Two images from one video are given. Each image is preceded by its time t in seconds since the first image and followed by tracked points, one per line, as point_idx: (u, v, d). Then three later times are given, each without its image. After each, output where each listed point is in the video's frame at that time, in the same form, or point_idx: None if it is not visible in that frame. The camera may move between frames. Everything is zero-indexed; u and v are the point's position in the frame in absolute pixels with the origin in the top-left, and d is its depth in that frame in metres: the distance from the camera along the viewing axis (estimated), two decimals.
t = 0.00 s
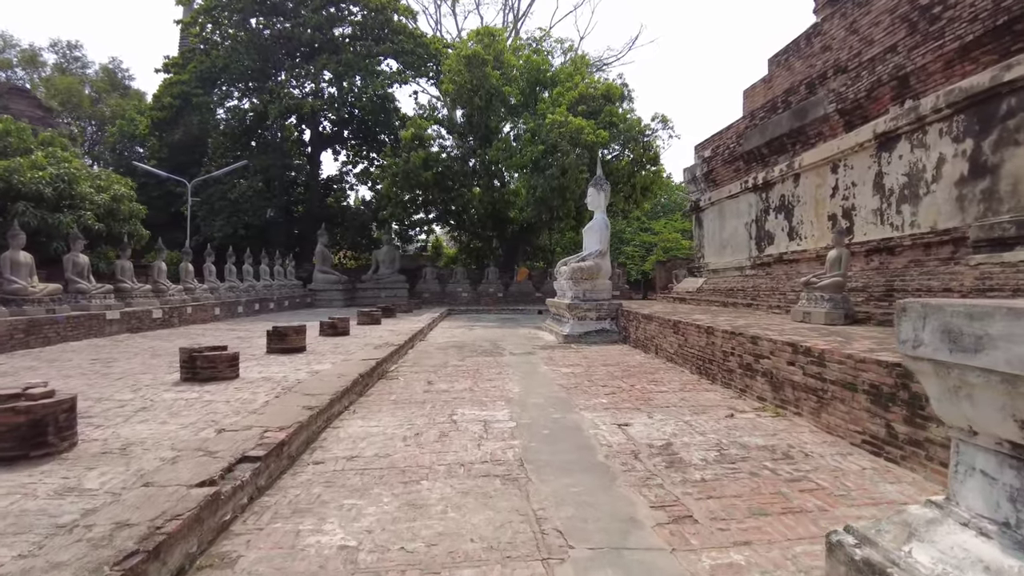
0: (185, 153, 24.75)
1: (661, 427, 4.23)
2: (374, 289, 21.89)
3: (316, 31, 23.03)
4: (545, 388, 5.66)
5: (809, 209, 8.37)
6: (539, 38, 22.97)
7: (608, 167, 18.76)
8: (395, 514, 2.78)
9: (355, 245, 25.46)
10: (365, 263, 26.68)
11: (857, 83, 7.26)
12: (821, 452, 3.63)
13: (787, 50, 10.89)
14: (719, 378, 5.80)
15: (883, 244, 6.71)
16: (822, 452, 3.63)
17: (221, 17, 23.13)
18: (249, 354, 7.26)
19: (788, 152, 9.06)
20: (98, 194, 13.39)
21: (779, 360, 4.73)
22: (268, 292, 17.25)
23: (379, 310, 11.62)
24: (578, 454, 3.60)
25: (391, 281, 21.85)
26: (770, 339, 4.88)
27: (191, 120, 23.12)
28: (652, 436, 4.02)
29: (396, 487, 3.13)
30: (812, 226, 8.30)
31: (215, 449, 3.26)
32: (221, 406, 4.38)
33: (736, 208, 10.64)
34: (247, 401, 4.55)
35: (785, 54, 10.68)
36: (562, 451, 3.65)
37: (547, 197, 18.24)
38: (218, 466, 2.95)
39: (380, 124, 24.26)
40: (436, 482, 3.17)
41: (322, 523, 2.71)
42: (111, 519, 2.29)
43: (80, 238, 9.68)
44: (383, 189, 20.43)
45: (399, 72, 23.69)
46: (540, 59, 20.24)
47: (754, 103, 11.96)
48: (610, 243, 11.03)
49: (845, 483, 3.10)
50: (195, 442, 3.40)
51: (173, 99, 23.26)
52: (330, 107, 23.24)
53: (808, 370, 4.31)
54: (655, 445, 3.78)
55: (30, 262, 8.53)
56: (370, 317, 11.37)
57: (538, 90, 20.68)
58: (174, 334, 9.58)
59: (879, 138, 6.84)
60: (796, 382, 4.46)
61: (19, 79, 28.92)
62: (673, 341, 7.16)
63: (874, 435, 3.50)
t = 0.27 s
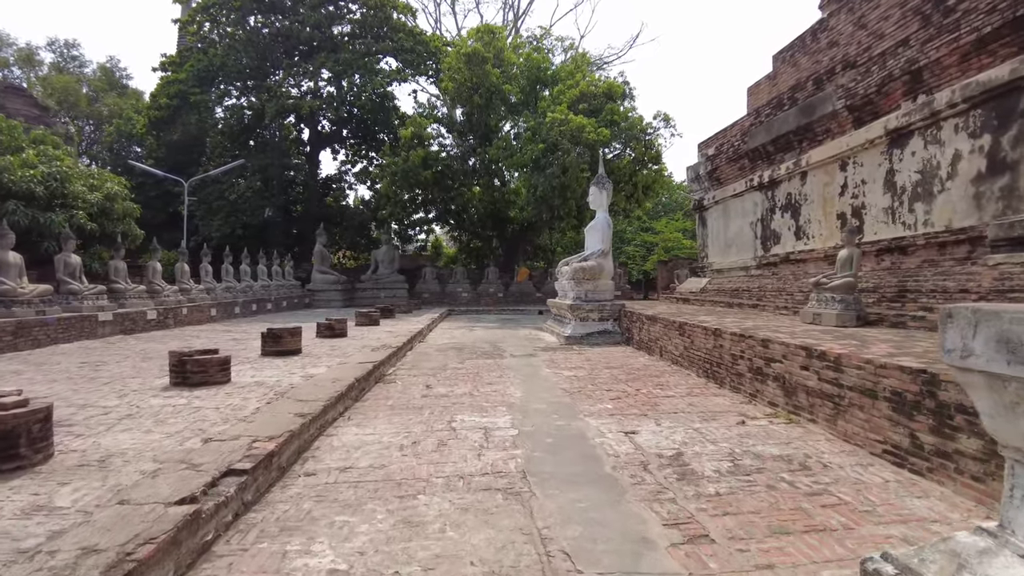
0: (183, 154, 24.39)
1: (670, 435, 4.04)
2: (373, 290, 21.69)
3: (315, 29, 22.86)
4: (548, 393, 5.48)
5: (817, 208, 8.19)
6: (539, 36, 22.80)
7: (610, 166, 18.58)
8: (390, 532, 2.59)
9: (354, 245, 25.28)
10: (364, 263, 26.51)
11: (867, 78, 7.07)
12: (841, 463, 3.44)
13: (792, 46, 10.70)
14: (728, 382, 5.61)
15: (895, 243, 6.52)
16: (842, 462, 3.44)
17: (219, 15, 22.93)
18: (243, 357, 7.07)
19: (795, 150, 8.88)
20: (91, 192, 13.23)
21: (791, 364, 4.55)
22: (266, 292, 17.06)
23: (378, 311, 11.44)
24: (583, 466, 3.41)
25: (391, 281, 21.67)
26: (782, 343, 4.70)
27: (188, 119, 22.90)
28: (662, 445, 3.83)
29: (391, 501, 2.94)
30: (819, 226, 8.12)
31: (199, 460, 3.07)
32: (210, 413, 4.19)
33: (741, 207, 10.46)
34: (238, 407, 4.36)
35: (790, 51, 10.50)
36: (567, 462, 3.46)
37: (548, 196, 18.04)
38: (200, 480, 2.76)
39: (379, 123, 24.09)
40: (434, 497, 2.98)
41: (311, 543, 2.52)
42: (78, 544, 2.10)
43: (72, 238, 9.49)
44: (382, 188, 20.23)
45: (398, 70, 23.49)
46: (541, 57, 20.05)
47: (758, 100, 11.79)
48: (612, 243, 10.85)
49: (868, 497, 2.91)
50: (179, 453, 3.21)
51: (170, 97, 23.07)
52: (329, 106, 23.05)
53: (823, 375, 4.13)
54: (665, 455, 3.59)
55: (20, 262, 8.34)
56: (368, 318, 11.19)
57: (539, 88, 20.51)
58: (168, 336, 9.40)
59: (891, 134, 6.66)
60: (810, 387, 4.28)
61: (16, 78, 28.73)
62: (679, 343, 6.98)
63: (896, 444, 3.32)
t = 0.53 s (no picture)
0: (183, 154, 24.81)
1: (682, 441, 3.85)
2: (372, 289, 21.49)
3: (314, 27, 22.71)
4: (552, 396, 5.29)
5: (826, 205, 8.00)
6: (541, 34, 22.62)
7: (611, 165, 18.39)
8: (387, 549, 2.40)
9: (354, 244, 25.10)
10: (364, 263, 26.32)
11: (879, 72, 6.88)
12: (865, 471, 3.25)
13: (799, 41, 10.51)
14: (739, 384, 5.43)
15: (909, 241, 6.33)
16: (867, 470, 3.25)
17: (218, 13, 22.74)
18: (238, 358, 6.87)
19: (803, 146, 8.70)
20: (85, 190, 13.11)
21: (807, 365, 4.36)
22: (264, 292, 16.87)
23: (377, 311, 11.25)
24: (592, 474, 3.22)
25: (390, 281, 21.46)
26: (797, 343, 4.51)
27: (186, 117, 22.72)
28: (674, 452, 3.63)
29: (389, 514, 2.75)
30: (829, 223, 7.93)
31: (184, 469, 2.87)
32: (199, 417, 3.99)
33: (747, 204, 10.27)
34: (229, 411, 4.17)
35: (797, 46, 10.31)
36: (575, 471, 3.27)
37: (549, 195, 17.84)
38: (183, 491, 2.57)
39: (379, 122, 23.92)
40: (434, 509, 2.79)
41: (301, 561, 2.33)
42: (41, 566, 1.90)
43: (64, 236, 9.30)
44: (381, 187, 20.04)
45: (398, 68, 23.29)
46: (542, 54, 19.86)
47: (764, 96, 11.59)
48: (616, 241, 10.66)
49: (899, 509, 2.72)
50: (163, 460, 3.02)
51: (168, 95, 22.88)
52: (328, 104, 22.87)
53: (841, 378, 3.95)
54: (678, 463, 3.40)
55: (10, 261, 8.17)
56: (367, 317, 11.00)
57: (541, 86, 20.31)
58: (163, 336, 9.21)
59: (904, 129, 6.47)
60: (827, 391, 4.09)
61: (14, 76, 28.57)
62: (686, 344, 6.80)
63: (924, 452, 3.13)
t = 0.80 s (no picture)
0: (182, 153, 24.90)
1: (695, 452, 3.67)
2: (372, 290, 21.30)
3: (314, 25, 22.54)
4: (557, 401, 5.11)
5: (836, 205, 7.81)
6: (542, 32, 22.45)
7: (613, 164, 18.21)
8: None
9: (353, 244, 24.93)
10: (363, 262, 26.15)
11: (892, 68, 6.69)
12: (891, 485, 3.06)
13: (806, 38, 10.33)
14: (750, 390, 5.25)
15: (924, 242, 6.15)
16: (893, 485, 3.06)
17: (217, 11, 22.56)
18: (233, 362, 6.70)
19: (812, 145, 8.51)
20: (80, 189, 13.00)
21: (824, 372, 4.18)
22: (262, 292, 16.69)
23: (376, 312, 11.09)
24: (603, 490, 3.05)
25: (390, 281, 21.27)
26: (811, 349, 4.34)
27: (184, 115, 22.53)
28: (688, 465, 3.45)
29: (386, 535, 2.56)
30: (839, 224, 7.75)
31: (168, 484, 2.69)
32: (189, 426, 3.81)
33: (754, 204, 10.10)
34: (220, 419, 3.99)
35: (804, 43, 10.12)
36: (585, 486, 3.09)
37: (551, 194, 17.65)
38: (165, 511, 2.39)
39: (379, 121, 23.75)
40: (436, 528, 2.61)
41: None
42: None
43: (57, 235, 9.11)
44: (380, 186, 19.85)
45: (398, 67, 23.11)
46: (544, 53, 19.81)
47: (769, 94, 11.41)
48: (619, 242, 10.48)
49: (934, 529, 2.54)
50: (147, 474, 2.84)
51: (166, 93, 22.68)
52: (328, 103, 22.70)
53: (861, 385, 3.76)
54: (693, 478, 3.22)
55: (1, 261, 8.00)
56: (366, 319, 10.83)
57: (542, 85, 20.13)
58: (158, 338, 9.04)
59: (919, 126, 6.28)
60: (846, 399, 3.91)
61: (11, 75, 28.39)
62: (694, 347, 6.63)
63: (956, 465, 2.95)
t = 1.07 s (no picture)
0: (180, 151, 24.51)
1: (708, 460, 3.48)
2: (372, 289, 21.12)
3: (313, 21, 22.33)
4: (561, 404, 4.93)
5: (846, 201, 7.62)
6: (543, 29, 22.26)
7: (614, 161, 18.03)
8: None
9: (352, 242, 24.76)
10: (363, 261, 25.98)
11: (906, 60, 6.49)
12: (921, 496, 2.87)
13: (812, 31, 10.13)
14: (762, 392, 5.06)
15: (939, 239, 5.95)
16: (923, 495, 2.87)
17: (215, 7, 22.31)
18: (226, 363, 6.51)
19: (820, 140, 8.32)
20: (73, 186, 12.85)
21: (842, 374, 3.99)
22: (260, 291, 16.48)
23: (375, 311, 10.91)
24: (614, 502, 2.86)
25: (390, 280, 21.06)
26: (827, 350, 4.15)
27: (181, 113, 22.30)
28: (701, 474, 3.26)
29: (381, 552, 2.38)
30: (848, 221, 7.57)
31: (146, 497, 2.50)
32: (176, 432, 3.63)
33: (760, 201, 9.92)
34: (209, 424, 3.79)
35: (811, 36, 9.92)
36: (594, 498, 2.90)
37: (552, 192, 17.47)
38: (140, 527, 2.20)
39: (378, 118, 23.58)
40: (435, 545, 2.42)
41: None
42: None
43: (48, 233, 8.92)
44: (379, 184, 19.62)
45: (398, 64, 22.89)
46: (545, 50, 19.52)
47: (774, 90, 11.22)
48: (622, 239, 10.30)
49: (972, 546, 2.35)
50: (125, 486, 2.65)
51: (163, 90, 22.45)
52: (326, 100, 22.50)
53: (882, 389, 3.57)
54: (709, 488, 3.03)
55: None
56: (365, 318, 10.65)
57: (543, 82, 19.91)
58: (152, 337, 8.86)
59: (933, 120, 6.09)
60: (866, 403, 3.72)
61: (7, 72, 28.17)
62: (701, 348, 6.44)
63: (990, 476, 2.76)
